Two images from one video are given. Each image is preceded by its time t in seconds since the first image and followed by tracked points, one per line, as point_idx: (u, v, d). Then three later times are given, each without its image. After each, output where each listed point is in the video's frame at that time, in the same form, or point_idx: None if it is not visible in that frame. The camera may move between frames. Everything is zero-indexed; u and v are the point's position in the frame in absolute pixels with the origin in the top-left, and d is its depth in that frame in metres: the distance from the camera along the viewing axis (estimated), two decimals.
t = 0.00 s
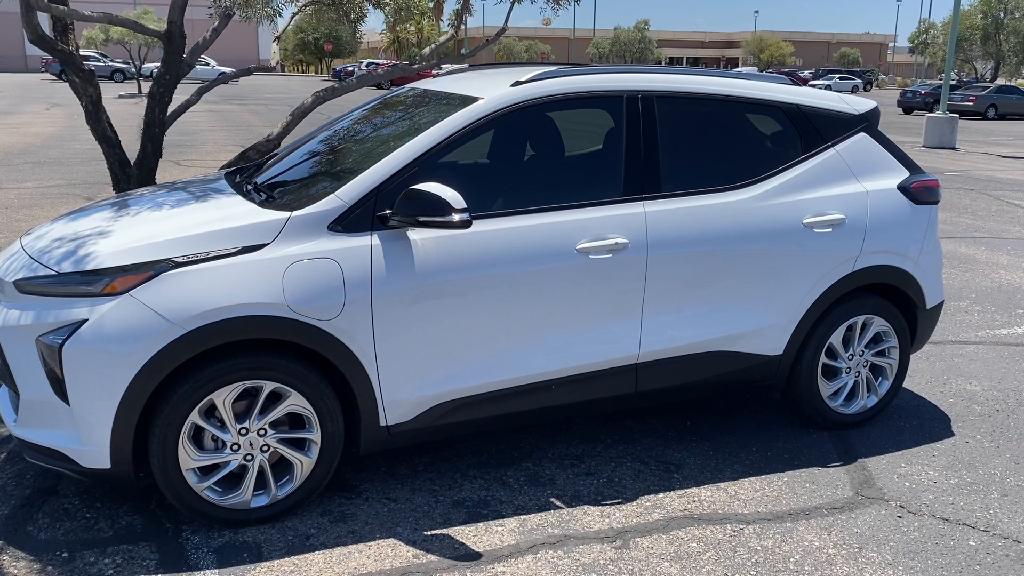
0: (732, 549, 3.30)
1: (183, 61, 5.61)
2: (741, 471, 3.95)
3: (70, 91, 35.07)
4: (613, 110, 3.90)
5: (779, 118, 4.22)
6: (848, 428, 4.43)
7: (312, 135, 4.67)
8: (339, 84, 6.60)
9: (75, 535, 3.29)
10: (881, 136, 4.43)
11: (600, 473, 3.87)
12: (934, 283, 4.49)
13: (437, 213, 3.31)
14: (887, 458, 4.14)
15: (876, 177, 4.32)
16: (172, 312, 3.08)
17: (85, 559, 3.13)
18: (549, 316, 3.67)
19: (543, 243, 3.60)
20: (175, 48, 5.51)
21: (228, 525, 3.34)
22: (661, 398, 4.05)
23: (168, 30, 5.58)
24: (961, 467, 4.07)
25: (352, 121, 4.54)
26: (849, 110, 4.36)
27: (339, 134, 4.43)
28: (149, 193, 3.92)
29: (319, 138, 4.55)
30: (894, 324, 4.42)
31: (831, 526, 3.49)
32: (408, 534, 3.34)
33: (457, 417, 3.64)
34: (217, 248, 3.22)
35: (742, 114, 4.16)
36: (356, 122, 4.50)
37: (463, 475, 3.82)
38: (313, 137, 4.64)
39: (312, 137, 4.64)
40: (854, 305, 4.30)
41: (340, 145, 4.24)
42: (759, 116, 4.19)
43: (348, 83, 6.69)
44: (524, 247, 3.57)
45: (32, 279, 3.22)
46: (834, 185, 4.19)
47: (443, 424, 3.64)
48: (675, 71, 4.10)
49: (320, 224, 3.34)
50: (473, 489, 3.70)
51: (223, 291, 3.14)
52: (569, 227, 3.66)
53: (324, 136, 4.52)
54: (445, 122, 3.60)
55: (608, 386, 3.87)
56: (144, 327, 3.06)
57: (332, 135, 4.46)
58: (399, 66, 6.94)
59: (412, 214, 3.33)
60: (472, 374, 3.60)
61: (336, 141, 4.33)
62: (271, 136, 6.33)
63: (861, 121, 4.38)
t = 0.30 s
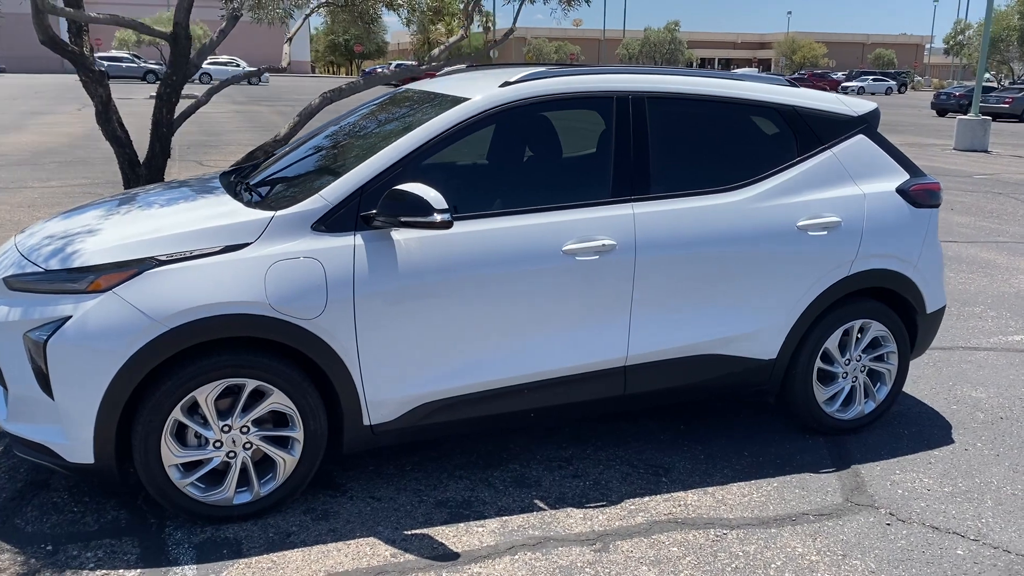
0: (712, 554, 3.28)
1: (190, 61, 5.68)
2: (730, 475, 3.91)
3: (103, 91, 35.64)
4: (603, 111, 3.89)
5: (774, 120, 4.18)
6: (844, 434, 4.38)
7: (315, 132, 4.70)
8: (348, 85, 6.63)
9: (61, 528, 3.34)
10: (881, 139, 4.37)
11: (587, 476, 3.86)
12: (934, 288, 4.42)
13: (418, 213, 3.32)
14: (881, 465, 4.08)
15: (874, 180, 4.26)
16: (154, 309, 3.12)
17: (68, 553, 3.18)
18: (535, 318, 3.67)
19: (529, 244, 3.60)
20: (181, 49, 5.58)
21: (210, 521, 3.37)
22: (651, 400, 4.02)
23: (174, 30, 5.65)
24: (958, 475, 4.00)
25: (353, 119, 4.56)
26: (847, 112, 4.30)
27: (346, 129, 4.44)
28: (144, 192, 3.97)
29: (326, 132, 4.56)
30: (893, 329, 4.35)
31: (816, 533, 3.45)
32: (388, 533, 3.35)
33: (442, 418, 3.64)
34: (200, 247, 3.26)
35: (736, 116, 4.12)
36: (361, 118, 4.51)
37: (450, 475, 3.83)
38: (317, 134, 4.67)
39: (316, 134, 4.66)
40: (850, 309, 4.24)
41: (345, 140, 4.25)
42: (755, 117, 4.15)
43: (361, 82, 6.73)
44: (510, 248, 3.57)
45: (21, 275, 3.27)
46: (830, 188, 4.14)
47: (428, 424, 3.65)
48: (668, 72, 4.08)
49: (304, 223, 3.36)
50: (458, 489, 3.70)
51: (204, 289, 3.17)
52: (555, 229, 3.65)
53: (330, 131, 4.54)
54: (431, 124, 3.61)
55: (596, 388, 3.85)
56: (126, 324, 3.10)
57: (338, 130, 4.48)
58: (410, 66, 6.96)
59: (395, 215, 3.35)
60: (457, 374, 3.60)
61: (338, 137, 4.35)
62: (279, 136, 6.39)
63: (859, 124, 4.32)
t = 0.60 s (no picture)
0: (702, 560, 3.24)
1: (203, 62, 5.74)
2: (728, 481, 3.87)
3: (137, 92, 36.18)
4: (601, 112, 3.87)
5: (777, 121, 4.12)
6: (847, 441, 4.31)
7: (323, 130, 4.72)
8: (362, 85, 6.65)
9: (57, 522, 3.39)
10: (888, 141, 4.31)
11: (582, 478, 3.84)
12: (942, 293, 4.34)
13: (411, 213, 3.34)
14: (883, 473, 4.01)
15: (880, 183, 4.19)
16: (147, 307, 3.15)
17: (62, 546, 3.22)
18: (530, 319, 3.66)
19: (523, 245, 3.59)
20: (194, 49, 5.64)
21: (202, 517, 3.41)
22: (649, 404, 4.00)
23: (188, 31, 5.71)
24: (962, 484, 3.93)
25: (358, 118, 4.58)
26: (853, 114, 4.24)
27: (352, 128, 4.46)
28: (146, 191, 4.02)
29: (333, 131, 4.59)
30: (899, 335, 4.28)
31: (810, 540, 3.40)
32: (378, 532, 3.36)
33: (435, 418, 3.64)
34: (194, 245, 3.29)
35: (738, 117, 4.08)
36: (365, 118, 4.54)
37: (444, 475, 3.83)
38: (322, 134, 4.70)
39: (321, 134, 4.70)
40: (854, 314, 4.18)
41: (349, 139, 4.27)
42: (757, 119, 4.11)
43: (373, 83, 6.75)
44: (504, 249, 3.56)
45: (19, 272, 3.32)
46: (834, 191, 4.09)
47: (422, 424, 3.65)
48: (669, 73, 4.05)
49: (297, 223, 3.39)
50: (451, 490, 3.70)
51: (196, 288, 3.20)
52: (550, 230, 3.64)
53: (335, 131, 4.57)
54: (428, 124, 3.62)
55: (592, 390, 3.83)
56: (119, 321, 3.14)
57: (343, 130, 4.50)
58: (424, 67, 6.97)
59: (388, 215, 3.36)
60: (450, 375, 3.60)
61: (342, 137, 4.37)
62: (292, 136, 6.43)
63: (866, 125, 4.26)
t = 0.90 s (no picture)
0: (698, 569, 3.17)
1: (218, 61, 5.77)
2: (732, 488, 3.80)
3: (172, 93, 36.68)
4: (604, 112, 3.82)
5: (787, 121, 4.04)
6: (858, 449, 4.21)
7: (331, 130, 4.72)
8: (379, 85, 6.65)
9: (55, 517, 3.41)
10: (903, 142, 4.20)
11: (582, 483, 3.79)
12: (959, 299, 4.22)
13: (407, 212, 3.31)
14: (893, 482, 3.91)
15: (894, 185, 4.09)
16: (142, 304, 3.16)
17: (57, 542, 3.24)
18: (529, 320, 3.61)
19: (523, 246, 3.54)
20: (208, 48, 5.68)
21: (197, 515, 3.41)
22: (652, 408, 3.93)
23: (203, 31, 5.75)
24: (975, 495, 3.81)
25: (365, 117, 4.57)
26: (867, 114, 4.15)
27: (359, 126, 4.45)
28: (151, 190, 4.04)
29: (340, 130, 4.59)
30: (913, 341, 4.17)
31: (812, 551, 3.32)
32: (371, 534, 3.34)
33: (433, 419, 3.61)
34: (191, 243, 3.29)
35: (747, 117, 4.00)
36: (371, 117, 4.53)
37: (443, 477, 3.80)
38: (330, 133, 4.70)
39: (329, 133, 4.70)
40: (866, 319, 4.08)
41: (354, 137, 4.26)
42: (766, 119, 4.03)
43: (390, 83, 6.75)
44: (503, 250, 3.52)
45: (19, 268, 3.35)
46: (845, 192, 4.00)
47: (419, 426, 3.62)
48: (676, 73, 3.99)
49: (294, 222, 3.38)
50: (448, 492, 3.67)
51: (191, 286, 3.20)
52: (550, 231, 3.59)
53: (342, 130, 4.57)
54: (428, 123, 3.59)
55: (593, 393, 3.78)
56: (114, 317, 3.14)
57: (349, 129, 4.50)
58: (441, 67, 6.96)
59: (385, 214, 3.34)
60: (448, 376, 3.57)
61: (347, 136, 4.37)
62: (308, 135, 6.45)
63: (880, 126, 4.16)
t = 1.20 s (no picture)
0: None
1: (236, 63, 5.83)
2: (736, 497, 3.76)
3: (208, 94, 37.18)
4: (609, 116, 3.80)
5: (797, 126, 3.99)
6: (868, 459, 4.15)
7: (343, 133, 4.76)
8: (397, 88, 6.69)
9: (61, 514, 3.46)
10: (918, 148, 4.13)
11: (585, 489, 3.77)
12: (974, 307, 4.14)
13: (408, 216, 3.33)
14: (902, 494, 3.84)
15: (908, 191, 4.02)
16: (144, 305, 3.20)
17: (61, 538, 3.29)
18: (532, 325, 3.60)
19: (525, 251, 3.53)
20: (226, 51, 5.74)
21: (199, 515, 3.44)
22: (657, 415, 3.90)
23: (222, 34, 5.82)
24: (986, 509, 3.73)
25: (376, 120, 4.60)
26: (880, 119, 4.08)
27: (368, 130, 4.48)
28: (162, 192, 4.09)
29: (350, 133, 4.62)
30: (926, 350, 4.09)
31: (813, 562, 3.27)
32: (369, 537, 3.35)
33: (435, 423, 3.61)
34: (194, 246, 3.33)
35: (756, 122, 3.96)
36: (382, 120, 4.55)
37: (445, 481, 3.80)
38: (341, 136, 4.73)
39: (340, 136, 4.73)
40: (877, 327, 4.02)
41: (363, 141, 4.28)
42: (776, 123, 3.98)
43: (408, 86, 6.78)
44: (505, 255, 3.51)
45: (28, 268, 3.41)
46: (856, 198, 3.94)
47: (421, 429, 3.62)
48: (684, 77, 3.96)
49: (297, 225, 3.40)
50: (449, 496, 3.67)
51: (193, 287, 3.23)
52: (553, 236, 3.58)
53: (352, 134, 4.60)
54: (432, 127, 3.60)
55: (596, 399, 3.76)
56: (118, 318, 3.19)
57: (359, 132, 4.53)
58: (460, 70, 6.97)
59: (386, 218, 3.35)
60: (449, 380, 3.57)
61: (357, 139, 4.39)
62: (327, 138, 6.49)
63: (894, 131, 4.09)
